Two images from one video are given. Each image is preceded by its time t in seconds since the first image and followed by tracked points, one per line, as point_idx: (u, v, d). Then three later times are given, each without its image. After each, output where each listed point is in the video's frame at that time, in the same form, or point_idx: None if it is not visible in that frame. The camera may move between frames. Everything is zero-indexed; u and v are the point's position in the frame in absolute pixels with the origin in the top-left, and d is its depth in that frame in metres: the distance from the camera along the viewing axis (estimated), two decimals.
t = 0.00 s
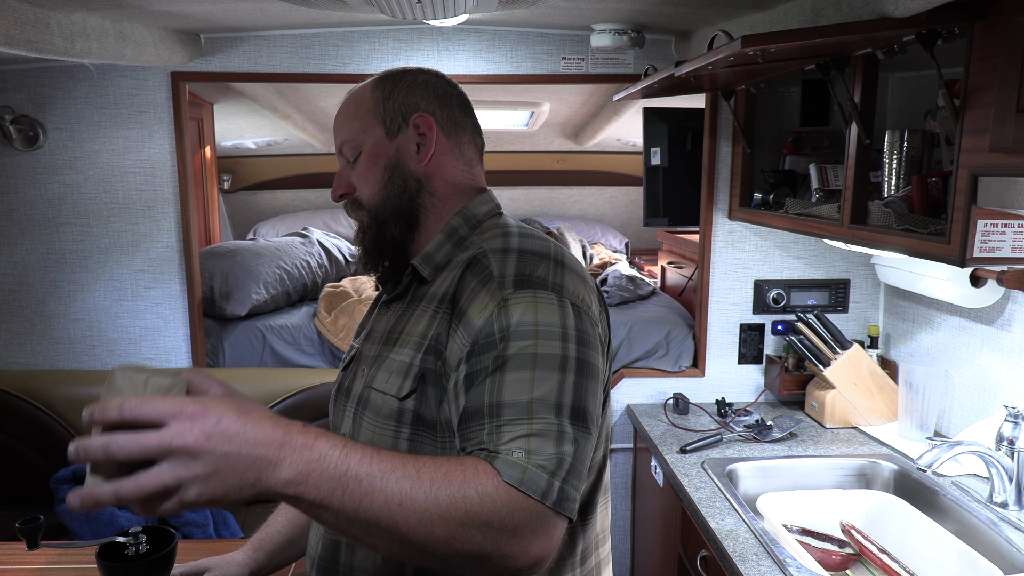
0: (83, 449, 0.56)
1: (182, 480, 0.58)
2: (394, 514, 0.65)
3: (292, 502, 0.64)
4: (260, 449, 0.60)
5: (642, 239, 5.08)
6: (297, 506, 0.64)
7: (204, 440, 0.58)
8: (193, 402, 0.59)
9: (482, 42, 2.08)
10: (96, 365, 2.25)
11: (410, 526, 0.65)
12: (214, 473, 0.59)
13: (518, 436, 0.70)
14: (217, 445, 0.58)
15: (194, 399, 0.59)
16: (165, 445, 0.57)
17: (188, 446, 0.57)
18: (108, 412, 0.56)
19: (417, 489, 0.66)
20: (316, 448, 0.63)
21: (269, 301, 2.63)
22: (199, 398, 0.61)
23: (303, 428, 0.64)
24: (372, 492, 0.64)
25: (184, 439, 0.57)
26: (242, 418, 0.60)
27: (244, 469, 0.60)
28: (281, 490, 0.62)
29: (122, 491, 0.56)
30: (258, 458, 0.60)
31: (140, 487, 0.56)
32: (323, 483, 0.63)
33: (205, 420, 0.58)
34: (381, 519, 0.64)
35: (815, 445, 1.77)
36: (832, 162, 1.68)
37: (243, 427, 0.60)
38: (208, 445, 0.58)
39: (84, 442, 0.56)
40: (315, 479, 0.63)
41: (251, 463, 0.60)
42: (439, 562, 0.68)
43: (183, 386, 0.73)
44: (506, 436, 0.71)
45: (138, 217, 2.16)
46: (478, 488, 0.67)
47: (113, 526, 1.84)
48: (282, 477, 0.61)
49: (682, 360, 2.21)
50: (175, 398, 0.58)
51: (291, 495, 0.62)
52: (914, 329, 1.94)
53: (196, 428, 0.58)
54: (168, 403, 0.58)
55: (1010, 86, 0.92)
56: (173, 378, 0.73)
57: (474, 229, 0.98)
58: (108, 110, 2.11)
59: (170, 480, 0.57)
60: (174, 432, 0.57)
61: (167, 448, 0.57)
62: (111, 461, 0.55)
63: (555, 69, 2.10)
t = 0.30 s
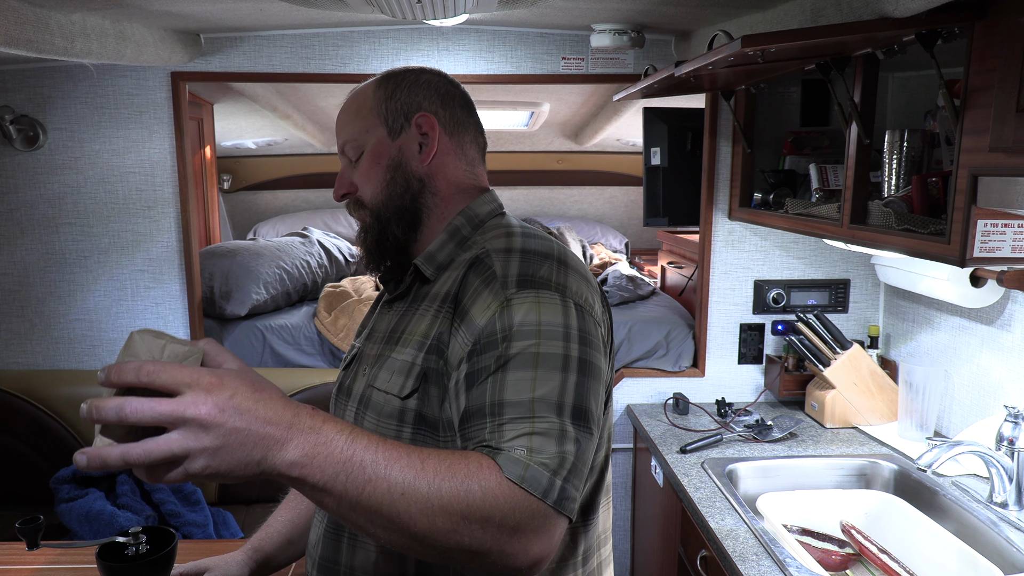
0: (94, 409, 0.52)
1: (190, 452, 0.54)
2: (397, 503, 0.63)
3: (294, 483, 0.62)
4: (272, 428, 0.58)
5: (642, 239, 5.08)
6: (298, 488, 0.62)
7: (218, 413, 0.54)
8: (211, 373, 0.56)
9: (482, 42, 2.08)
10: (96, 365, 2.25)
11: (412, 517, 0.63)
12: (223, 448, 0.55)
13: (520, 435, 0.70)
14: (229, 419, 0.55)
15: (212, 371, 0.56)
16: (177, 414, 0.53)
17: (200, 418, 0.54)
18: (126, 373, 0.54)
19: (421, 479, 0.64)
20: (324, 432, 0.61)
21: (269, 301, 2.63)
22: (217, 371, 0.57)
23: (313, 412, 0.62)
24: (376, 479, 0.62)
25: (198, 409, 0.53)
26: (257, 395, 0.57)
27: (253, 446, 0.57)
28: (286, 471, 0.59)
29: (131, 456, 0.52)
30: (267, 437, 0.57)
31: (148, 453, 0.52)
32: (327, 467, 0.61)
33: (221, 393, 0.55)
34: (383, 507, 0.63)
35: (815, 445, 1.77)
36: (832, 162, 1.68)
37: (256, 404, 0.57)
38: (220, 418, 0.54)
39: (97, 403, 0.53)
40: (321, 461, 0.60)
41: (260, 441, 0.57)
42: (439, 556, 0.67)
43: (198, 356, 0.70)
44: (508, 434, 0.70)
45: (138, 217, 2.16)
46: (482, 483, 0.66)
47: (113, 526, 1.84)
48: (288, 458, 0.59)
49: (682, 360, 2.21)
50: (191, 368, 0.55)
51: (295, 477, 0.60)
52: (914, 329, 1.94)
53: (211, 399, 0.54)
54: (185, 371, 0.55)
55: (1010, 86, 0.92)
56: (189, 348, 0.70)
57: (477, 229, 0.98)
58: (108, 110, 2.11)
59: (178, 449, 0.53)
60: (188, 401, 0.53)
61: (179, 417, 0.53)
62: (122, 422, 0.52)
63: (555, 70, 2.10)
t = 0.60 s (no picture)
0: (102, 395, 0.51)
1: (195, 441, 0.53)
2: (397, 499, 0.63)
3: (295, 478, 0.61)
4: (275, 421, 0.57)
5: (642, 239, 5.08)
6: (299, 482, 0.62)
7: (225, 404, 0.54)
8: (219, 363, 0.56)
9: (482, 42, 2.08)
10: (96, 365, 2.25)
11: (412, 513, 0.63)
12: (228, 438, 0.55)
13: (521, 434, 0.70)
14: (236, 411, 0.55)
15: (220, 361, 0.56)
16: (185, 403, 0.53)
17: (208, 407, 0.53)
18: (133, 359, 0.53)
19: (422, 476, 0.64)
20: (326, 427, 0.61)
21: (269, 301, 2.63)
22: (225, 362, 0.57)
23: (315, 407, 0.62)
24: (377, 474, 0.62)
25: (206, 399, 0.53)
26: (263, 388, 0.57)
27: (257, 438, 0.56)
28: (287, 465, 0.59)
29: (137, 442, 0.52)
30: (271, 429, 0.57)
31: (154, 439, 0.52)
32: (329, 461, 0.61)
33: (228, 383, 0.55)
34: (383, 503, 0.63)
35: (815, 445, 1.77)
36: (832, 162, 1.68)
37: (262, 396, 0.57)
38: (227, 409, 0.54)
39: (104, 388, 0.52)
40: (322, 456, 0.60)
41: (264, 433, 0.57)
42: (439, 553, 0.67)
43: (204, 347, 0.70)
44: (510, 433, 0.70)
45: (138, 217, 2.16)
46: (483, 481, 0.66)
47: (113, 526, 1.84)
48: (289, 452, 0.59)
49: (682, 360, 2.21)
50: (200, 357, 0.55)
51: (296, 471, 0.60)
52: (914, 329, 1.94)
53: (219, 389, 0.54)
54: (194, 360, 0.54)
55: (1010, 85, 0.92)
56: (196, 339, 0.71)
57: (479, 228, 0.98)
58: (108, 110, 2.11)
59: (184, 438, 0.53)
60: (197, 390, 0.53)
61: (187, 406, 0.52)
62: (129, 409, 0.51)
63: (555, 70, 2.10)
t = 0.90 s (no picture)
0: (99, 411, 0.51)
1: (193, 451, 0.54)
2: (397, 503, 0.63)
3: (295, 483, 0.61)
4: (273, 427, 0.58)
5: (642, 239, 5.08)
6: (299, 488, 0.62)
7: (221, 413, 0.54)
8: (213, 373, 0.56)
9: (482, 42, 2.08)
10: (96, 365, 2.25)
11: (413, 516, 0.63)
12: (226, 447, 0.55)
13: (522, 434, 0.70)
14: (232, 419, 0.55)
15: (214, 371, 0.56)
16: (181, 414, 0.53)
17: (204, 417, 0.53)
18: (128, 374, 0.53)
19: (422, 479, 0.64)
20: (325, 432, 0.61)
21: (269, 301, 2.63)
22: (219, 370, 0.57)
23: (314, 413, 0.62)
24: (377, 479, 0.62)
25: (202, 409, 0.53)
26: (259, 396, 0.57)
27: (255, 445, 0.56)
28: (287, 471, 0.59)
29: (134, 456, 0.52)
30: (269, 436, 0.57)
31: (152, 452, 0.52)
32: (328, 467, 0.61)
33: (223, 392, 0.55)
34: (384, 507, 0.63)
35: (815, 445, 1.77)
36: (832, 162, 1.68)
37: (258, 403, 0.57)
38: (223, 418, 0.54)
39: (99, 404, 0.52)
40: (322, 461, 0.60)
41: (262, 441, 0.57)
42: (440, 555, 0.67)
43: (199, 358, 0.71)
44: (511, 434, 0.70)
45: (138, 217, 2.16)
46: (484, 483, 0.66)
47: (113, 526, 1.84)
48: (289, 458, 0.59)
49: (682, 360, 2.21)
50: (194, 368, 0.55)
51: (296, 477, 0.60)
52: (914, 329, 1.94)
53: (214, 398, 0.54)
54: (188, 371, 0.55)
55: (1011, 85, 0.92)
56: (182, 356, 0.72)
57: (479, 228, 0.98)
58: (109, 110, 2.11)
59: (181, 449, 0.53)
60: (192, 401, 0.53)
61: (183, 417, 0.53)
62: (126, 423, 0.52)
63: (555, 69, 2.10)
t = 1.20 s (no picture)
0: (97, 401, 0.52)
1: (192, 443, 0.54)
2: (395, 500, 0.63)
3: (293, 479, 0.61)
4: (273, 422, 0.58)
5: (642, 239, 5.08)
6: (298, 483, 0.62)
7: (220, 405, 0.54)
8: (213, 365, 0.56)
9: (482, 42, 2.08)
10: (96, 365, 2.25)
11: (411, 514, 0.63)
12: (225, 440, 0.55)
13: (516, 434, 0.70)
14: (231, 411, 0.55)
15: (214, 363, 0.56)
16: (180, 406, 0.53)
17: (203, 409, 0.53)
18: (127, 365, 0.54)
19: (420, 477, 0.64)
20: (324, 428, 0.61)
21: (269, 300, 2.63)
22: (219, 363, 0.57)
23: (313, 409, 0.62)
24: (375, 476, 0.62)
25: (201, 401, 0.53)
26: (259, 389, 0.57)
27: (254, 439, 0.56)
28: (285, 466, 0.59)
29: (132, 447, 0.52)
30: (268, 430, 0.57)
31: (151, 444, 0.52)
32: (327, 462, 0.61)
33: (223, 385, 0.55)
34: (382, 504, 0.63)
35: (815, 445, 1.77)
36: (832, 162, 1.68)
37: (258, 397, 0.57)
38: (222, 410, 0.54)
39: (98, 395, 0.53)
40: (321, 457, 0.60)
41: (262, 434, 0.57)
42: (437, 553, 0.67)
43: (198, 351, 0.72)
44: (507, 433, 0.70)
45: (138, 217, 2.16)
46: (480, 482, 0.66)
47: (113, 526, 1.84)
48: (288, 452, 0.59)
49: (682, 360, 2.21)
50: (194, 360, 0.55)
51: (295, 472, 0.60)
52: (914, 329, 1.94)
53: (213, 391, 0.54)
54: (188, 364, 0.55)
55: (1011, 86, 0.92)
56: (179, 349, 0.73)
57: (476, 228, 0.98)
58: (109, 110, 2.11)
59: (179, 441, 0.53)
60: (191, 392, 0.53)
61: (182, 408, 0.53)
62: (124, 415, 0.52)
63: (555, 69, 2.10)
